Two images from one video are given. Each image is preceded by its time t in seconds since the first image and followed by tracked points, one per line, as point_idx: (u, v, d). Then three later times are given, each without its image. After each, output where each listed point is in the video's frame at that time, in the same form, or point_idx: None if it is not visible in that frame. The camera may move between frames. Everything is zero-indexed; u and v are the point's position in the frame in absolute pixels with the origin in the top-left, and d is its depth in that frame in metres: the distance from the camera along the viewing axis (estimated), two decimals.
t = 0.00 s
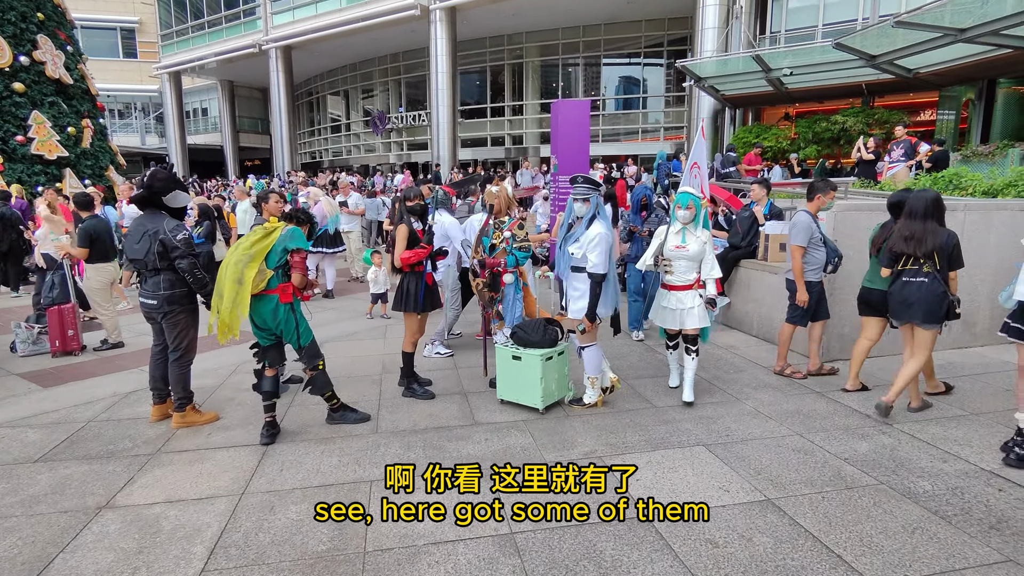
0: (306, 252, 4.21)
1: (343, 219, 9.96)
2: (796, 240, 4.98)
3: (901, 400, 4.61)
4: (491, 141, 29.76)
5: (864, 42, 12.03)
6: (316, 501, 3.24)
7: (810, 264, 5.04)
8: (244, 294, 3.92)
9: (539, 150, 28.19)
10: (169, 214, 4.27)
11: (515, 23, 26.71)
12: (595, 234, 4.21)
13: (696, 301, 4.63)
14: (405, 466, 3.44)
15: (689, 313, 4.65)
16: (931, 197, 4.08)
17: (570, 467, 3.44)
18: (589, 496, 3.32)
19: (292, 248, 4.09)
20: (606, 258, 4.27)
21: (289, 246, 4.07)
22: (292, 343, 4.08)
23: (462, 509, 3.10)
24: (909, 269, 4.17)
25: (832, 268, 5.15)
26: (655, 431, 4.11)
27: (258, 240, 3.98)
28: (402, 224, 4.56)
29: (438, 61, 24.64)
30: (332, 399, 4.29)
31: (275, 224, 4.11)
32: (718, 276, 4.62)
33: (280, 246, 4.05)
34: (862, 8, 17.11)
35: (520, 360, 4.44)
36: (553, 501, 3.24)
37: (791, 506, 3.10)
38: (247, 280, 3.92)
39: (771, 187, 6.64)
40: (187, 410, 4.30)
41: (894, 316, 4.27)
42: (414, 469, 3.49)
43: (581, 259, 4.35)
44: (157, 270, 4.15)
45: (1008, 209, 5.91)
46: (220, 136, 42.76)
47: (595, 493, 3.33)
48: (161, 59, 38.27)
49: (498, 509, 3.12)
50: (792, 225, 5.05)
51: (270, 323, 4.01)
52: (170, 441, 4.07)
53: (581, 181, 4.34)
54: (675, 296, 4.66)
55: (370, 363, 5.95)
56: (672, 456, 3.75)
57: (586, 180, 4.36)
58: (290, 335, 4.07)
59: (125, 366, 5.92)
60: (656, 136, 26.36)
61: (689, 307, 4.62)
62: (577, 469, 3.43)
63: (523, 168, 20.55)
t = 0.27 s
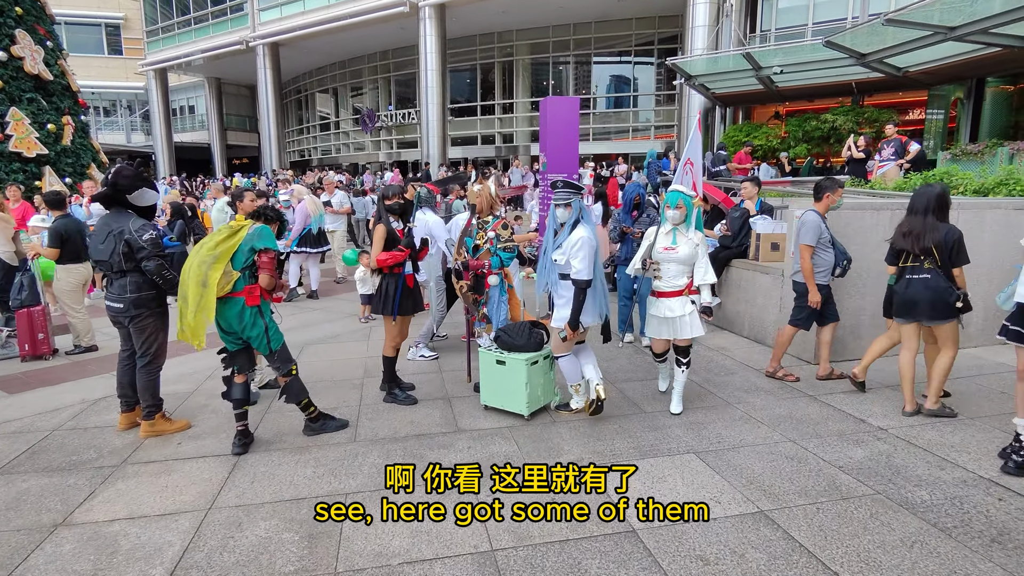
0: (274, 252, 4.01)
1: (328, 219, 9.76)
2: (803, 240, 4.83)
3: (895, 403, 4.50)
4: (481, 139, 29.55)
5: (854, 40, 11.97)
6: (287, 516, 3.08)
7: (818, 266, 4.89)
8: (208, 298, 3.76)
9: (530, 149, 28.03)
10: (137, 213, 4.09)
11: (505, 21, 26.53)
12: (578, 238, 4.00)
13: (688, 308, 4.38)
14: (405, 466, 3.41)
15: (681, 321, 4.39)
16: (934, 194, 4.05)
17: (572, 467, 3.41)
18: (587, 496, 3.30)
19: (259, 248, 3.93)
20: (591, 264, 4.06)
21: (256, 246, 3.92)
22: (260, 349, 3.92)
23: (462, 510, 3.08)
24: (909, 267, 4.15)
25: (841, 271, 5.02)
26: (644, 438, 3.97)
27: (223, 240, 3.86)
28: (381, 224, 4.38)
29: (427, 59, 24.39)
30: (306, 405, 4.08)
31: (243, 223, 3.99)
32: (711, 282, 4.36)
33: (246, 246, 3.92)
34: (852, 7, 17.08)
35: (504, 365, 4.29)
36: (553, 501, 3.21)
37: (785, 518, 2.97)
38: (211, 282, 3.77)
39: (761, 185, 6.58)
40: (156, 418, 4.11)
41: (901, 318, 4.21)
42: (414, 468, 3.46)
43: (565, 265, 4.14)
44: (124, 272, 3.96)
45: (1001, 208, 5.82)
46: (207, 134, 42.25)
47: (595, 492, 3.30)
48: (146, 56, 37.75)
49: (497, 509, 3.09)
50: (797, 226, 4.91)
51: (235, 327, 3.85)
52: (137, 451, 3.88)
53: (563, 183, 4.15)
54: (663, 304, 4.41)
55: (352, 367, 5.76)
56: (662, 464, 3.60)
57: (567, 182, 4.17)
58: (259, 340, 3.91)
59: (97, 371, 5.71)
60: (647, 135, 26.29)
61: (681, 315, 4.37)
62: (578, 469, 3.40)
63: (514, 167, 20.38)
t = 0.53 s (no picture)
0: (244, 252, 3.86)
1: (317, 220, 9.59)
2: (825, 237, 4.67)
3: (895, 410, 4.36)
4: (477, 138, 29.36)
5: (850, 38, 11.86)
6: (259, 534, 2.92)
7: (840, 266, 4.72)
8: (170, 299, 3.63)
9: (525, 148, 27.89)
10: (107, 216, 3.95)
11: (500, 19, 26.37)
12: (557, 247, 3.71)
13: (674, 317, 3.99)
14: (405, 466, 3.41)
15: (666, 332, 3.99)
16: (954, 193, 3.89)
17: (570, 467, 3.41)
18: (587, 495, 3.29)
19: (227, 248, 3.78)
20: (571, 274, 3.76)
21: (224, 246, 3.76)
22: (237, 352, 3.79)
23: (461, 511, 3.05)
24: (923, 269, 4.04)
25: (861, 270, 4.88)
26: (636, 448, 3.82)
27: (189, 239, 3.74)
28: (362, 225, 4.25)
29: (422, 58, 24.20)
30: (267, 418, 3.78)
31: (212, 222, 3.85)
32: (702, 290, 3.95)
33: (214, 245, 3.76)
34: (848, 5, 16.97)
35: (492, 370, 4.14)
36: (553, 501, 3.20)
37: (781, 535, 2.83)
38: (174, 282, 3.62)
39: (758, 183, 6.45)
40: (129, 428, 3.95)
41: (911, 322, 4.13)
42: (415, 469, 3.45)
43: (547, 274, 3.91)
44: (92, 276, 3.81)
45: (1002, 208, 5.69)
46: (201, 133, 41.97)
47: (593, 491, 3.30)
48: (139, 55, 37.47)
49: (497, 509, 3.08)
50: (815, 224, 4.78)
51: (202, 331, 3.71)
52: (106, 463, 3.72)
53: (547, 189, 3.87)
54: (649, 312, 4.03)
55: (338, 372, 5.60)
56: (655, 476, 3.46)
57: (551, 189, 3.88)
58: (233, 343, 3.78)
59: (74, 377, 5.54)
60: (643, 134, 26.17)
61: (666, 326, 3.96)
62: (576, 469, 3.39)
63: (509, 166, 20.24)
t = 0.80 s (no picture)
0: (231, 255, 3.74)
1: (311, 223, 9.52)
2: (854, 238, 4.45)
3: (899, 418, 4.23)
4: (478, 140, 29.27)
5: (854, 38, 11.72)
6: (238, 548, 2.81)
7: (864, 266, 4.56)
8: (154, 304, 3.51)
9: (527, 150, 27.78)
10: (91, 219, 3.84)
11: (502, 20, 26.29)
12: (548, 242, 3.55)
13: (659, 333, 3.60)
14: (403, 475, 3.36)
15: (654, 347, 3.61)
16: (987, 196, 3.78)
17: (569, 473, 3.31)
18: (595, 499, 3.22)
19: (213, 251, 3.67)
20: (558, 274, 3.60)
21: (210, 249, 3.66)
22: (219, 360, 3.64)
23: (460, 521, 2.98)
24: (948, 272, 3.93)
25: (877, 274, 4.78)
26: (630, 459, 3.70)
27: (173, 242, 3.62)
28: (347, 230, 4.19)
29: (423, 59, 24.12)
30: (233, 438, 3.55)
31: (196, 224, 3.76)
32: (687, 302, 3.56)
33: (200, 248, 3.67)
34: (851, 6, 16.84)
35: (484, 378, 4.02)
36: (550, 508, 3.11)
37: (780, 553, 2.71)
38: (158, 287, 3.51)
39: (758, 188, 6.37)
40: (110, 436, 3.85)
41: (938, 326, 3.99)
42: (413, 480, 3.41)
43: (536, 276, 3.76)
44: (71, 282, 3.73)
45: (1010, 210, 5.55)
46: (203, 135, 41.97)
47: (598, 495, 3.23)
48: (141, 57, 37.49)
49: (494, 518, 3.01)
50: (841, 224, 4.58)
51: (185, 337, 3.58)
52: (85, 473, 3.61)
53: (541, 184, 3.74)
54: (631, 325, 3.65)
55: (330, 378, 5.49)
56: (649, 488, 3.34)
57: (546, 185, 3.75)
58: (215, 352, 3.62)
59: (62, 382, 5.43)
60: (645, 136, 26.05)
61: (652, 341, 3.59)
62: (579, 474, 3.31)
63: (510, 168, 20.14)
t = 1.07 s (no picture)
0: (228, 260, 3.68)
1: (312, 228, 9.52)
2: (888, 247, 4.28)
3: (905, 430, 4.10)
4: (486, 142, 29.24)
5: (864, 39, 11.55)
6: (218, 562, 2.75)
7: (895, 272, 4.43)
8: (150, 306, 3.43)
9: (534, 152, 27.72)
10: (85, 225, 3.80)
11: (509, 23, 26.26)
12: (540, 244, 3.46)
13: (644, 351, 3.25)
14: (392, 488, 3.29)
15: (636, 368, 3.27)
16: None
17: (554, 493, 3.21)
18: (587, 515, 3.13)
19: (210, 255, 3.61)
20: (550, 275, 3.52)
21: (206, 253, 3.61)
22: (208, 369, 3.56)
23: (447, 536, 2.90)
24: (982, 278, 3.87)
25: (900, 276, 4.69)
26: (625, 470, 3.60)
27: (171, 244, 3.56)
28: (337, 234, 4.20)
29: (430, 62, 24.12)
30: (218, 449, 3.50)
31: (191, 228, 3.71)
32: (674, 320, 3.19)
33: (195, 252, 3.61)
34: (862, 7, 16.65)
35: (477, 387, 3.95)
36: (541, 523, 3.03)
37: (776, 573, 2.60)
38: (154, 290, 3.44)
39: (760, 193, 6.23)
40: (99, 443, 3.81)
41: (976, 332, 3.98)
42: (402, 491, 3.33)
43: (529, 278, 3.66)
44: (61, 287, 3.69)
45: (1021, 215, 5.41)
46: (213, 138, 42.28)
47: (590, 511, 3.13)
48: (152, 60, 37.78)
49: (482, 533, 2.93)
50: (877, 230, 4.38)
51: (179, 343, 3.51)
52: (72, 481, 3.57)
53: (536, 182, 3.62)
54: (614, 341, 3.34)
55: (326, 383, 5.44)
56: (644, 502, 3.24)
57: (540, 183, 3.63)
58: (205, 361, 3.55)
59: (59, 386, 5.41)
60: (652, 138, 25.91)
61: (635, 360, 3.26)
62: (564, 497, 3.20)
63: (516, 171, 20.07)
